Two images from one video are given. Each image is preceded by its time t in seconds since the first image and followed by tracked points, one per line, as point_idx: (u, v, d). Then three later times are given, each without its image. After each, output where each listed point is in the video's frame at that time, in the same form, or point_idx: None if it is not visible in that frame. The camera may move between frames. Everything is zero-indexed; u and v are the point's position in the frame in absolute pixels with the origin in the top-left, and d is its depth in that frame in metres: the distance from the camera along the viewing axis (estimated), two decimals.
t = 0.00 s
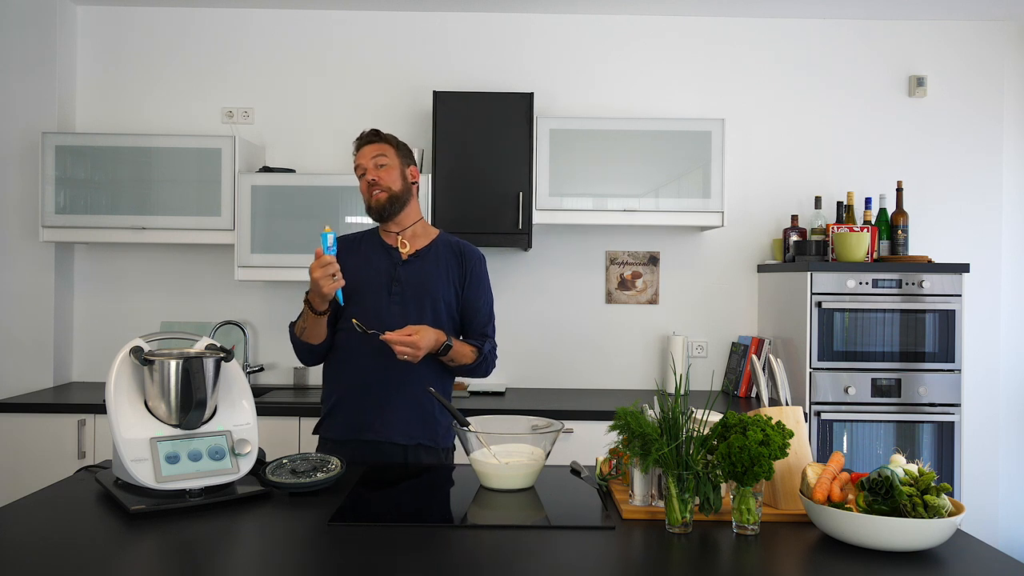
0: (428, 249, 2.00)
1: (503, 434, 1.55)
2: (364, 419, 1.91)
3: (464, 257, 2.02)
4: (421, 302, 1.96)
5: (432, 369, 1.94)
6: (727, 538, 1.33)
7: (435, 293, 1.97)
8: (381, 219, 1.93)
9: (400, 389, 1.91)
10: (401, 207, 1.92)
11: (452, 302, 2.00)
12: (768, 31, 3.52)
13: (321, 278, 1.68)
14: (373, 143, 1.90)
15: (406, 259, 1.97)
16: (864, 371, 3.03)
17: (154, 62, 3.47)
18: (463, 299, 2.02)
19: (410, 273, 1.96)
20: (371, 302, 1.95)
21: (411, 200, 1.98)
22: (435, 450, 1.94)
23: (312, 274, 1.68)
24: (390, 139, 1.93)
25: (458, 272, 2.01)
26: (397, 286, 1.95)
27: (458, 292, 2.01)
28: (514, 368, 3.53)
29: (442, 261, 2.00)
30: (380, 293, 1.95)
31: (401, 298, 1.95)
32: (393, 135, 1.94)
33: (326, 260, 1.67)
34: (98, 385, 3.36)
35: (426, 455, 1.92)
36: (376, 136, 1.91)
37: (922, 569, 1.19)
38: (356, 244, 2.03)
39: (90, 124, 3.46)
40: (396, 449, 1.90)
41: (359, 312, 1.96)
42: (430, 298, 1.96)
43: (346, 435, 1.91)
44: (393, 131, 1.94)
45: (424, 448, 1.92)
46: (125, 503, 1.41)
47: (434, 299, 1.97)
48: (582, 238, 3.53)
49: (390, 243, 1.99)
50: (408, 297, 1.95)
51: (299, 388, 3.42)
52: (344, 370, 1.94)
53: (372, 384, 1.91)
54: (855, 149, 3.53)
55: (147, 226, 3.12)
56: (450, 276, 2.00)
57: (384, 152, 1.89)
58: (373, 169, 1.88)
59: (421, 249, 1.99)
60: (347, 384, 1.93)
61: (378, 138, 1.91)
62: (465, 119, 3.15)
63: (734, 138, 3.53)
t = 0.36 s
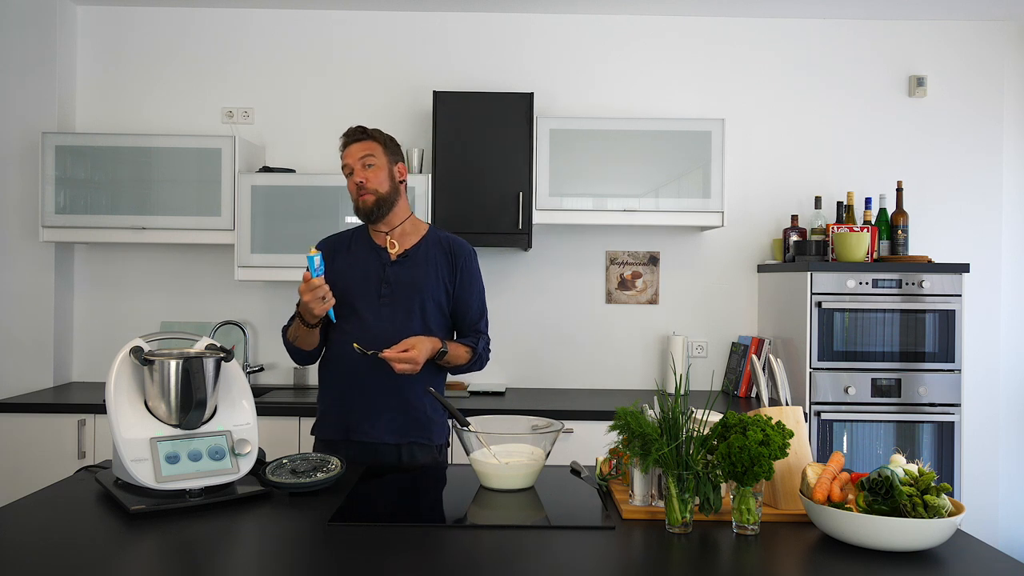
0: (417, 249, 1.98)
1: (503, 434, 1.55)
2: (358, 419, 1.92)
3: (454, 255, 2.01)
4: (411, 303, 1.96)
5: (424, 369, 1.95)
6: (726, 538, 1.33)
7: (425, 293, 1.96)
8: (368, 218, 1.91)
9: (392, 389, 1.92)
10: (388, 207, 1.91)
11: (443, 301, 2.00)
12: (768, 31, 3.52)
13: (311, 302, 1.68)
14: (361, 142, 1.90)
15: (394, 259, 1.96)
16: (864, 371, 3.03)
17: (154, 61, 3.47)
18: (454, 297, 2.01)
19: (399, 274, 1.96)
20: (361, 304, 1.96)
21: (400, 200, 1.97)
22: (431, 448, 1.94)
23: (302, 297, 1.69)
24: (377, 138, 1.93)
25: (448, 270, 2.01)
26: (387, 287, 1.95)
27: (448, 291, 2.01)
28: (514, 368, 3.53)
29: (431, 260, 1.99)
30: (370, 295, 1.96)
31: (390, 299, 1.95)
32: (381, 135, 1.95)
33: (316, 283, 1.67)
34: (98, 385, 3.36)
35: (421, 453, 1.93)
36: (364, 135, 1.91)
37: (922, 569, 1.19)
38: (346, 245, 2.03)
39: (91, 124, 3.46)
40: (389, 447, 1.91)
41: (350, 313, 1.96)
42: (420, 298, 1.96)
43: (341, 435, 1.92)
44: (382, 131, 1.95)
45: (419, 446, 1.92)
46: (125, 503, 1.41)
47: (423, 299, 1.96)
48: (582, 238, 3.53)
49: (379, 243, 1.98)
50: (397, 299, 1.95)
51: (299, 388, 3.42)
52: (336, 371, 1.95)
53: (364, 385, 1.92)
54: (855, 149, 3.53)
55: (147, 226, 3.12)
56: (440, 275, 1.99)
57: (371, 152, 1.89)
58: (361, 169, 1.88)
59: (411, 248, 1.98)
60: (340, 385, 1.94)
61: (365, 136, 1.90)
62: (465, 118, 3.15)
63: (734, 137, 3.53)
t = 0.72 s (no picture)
0: (401, 250, 1.98)
1: (503, 434, 1.55)
2: (345, 420, 1.93)
3: (436, 256, 2.02)
4: (395, 304, 1.96)
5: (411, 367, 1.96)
6: (726, 538, 1.33)
7: (409, 294, 1.97)
8: (351, 221, 1.91)
9: (379, 392, 1.93)
10: (371, 210, 1.90)
11: (426, 301, 2.00)
12: (769, 31, 3.52)
13: (305, 242, 1.66)
14: (341, 143, 1.86)
15: (378, 260, 1.96)
16: (864, 371, 3.03)
17: (154, 62, 3.47)
18: (437, 298, 2.02)
19: (383, 276, 1.96)
20: (345, 306, 1.95)
21: (383, 200, 1.95)
22: (418, 447, 1.98)
23: (294, 237, 1.66)
24: (357, 136, 1.88)
25: (431, 272, 2.01)
26: (370, 289, 1.95)
27: (432, 292, 2.01)
28: (513, 368, 3.53)
29: (414, 261, 1.99)
30: (354, 297, 1.95)
31: (375, 302, 1.95)
32: (361, 132, 1.89)
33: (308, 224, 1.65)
34: (98, 386, 3.36)
35: (409, 451, 1.96)
36: (343, 135, 1.86)
37: (922, 569, 1.19)
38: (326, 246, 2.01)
39: (91, 124, 3.46)
40: (377, 447, 1.93)
41: (334, 315, 1.96)
42: (404, 300, 1.96)
43: (329, 435, 1.94)
44: (362, 128, 1.89)
45: (406, 446, 1.95)
46: (125, 503, 1.41)
47: (408, 301, 1.97)
48: (582, 238, 3.53)
49: (362, 242, 1.98)
50: (382, 301, 1.96)
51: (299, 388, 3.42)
52: (322, 373, 1.95)
53: (352, 386, 1.93)
54: (855, 149, 3.53)
55: (147, 226, 3.12)
56: (423, 276, 2.00)
57: (351, 152, 1.85)
58: (341, 172, 1.85)
59: (394, 248, 1.98)
60: (326, 386, 1.95)
61: (345, 136, 1.86)
62: (465, 118, 3.14)
63: (735, 137, 3.53)
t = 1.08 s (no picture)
0: (389, 250, 1.98)
1: (503, 434, 1.55)
2: (336, 421, 1.94)
3: (426, 255, 2.01)
4: (385, 304, 1.96)
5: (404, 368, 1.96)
6: (726, 538, 1.33)
7: (398, 294, 1.97)
8: (338, 220, 1.90)
9: (370, 392, 1.93)
10: (358, 210, 1.90)
11: (417, 300, 2.00)
12: (769, 31, 3.52)
13: (298, 251, 1.66)
14: (329, 143, 1.85)
15: (366, 260, 1.96)
16: (864, 371, 3.03)
17: (153, 62, 3.47)
18: (427, 297, 2.02)
19: (372, 276, 1.96)
20: (335, 306, 1.95)
21: (371, 200, 1.95)
22: (411, 447, 1.98)
23: (288, 248, 1.66)
24: (345, 137, 1.87)
25: (421, 271, 2.01)
26: (359, 290, 1.95)
27: (422, 291, 2.01)
28: (513, 368, 3.53)
29: (403, 260, 1.99)
30: (343, 297, 1.95)
31: (364, 301, 1.95)
32: (349, 132, 1.89)
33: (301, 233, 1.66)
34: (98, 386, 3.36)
35: (402, 452, 1.96)
36: (330, 135, 1.86)
37: (922, 569, 1.19)
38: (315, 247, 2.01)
39: (91, 124, 3.46)
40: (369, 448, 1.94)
41: (324, 315, 1.96)
42: (394, 299, 1.96)
43: (322, 436, 1.95)
44: (349, 128, 1.89)
45: (398, 446, 1.96)
46: (125, 503, 1.41)
47: (397, 300, 1.97)
48: (582, 238, 3.53)
49: (350, 243, 1.98)
50: (371, 301, 1.95)
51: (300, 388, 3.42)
52: (314, 373, 1.95)
53: (343, 387, 1.93)
54: (855, 149, 3.53)
55: (147, 226, 3.12)
56: (412, 276, 2.00)
57: (339, 153, 1.85)
58: (329, 172, 1.85)
59: (383, 248, 1.98)
60: (317, 387, 1.95)
61: (333, 136, 1.86)
62: (465, 118, 3.14)
63: (735, 137, 3.53)
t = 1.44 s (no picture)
0: (392, 249, 1.98)
1: (503, 434, 1.55)
2: (340, 421, 1.94)
3: (429, 254, 2.01)
4: (387, 303, 1.96)
5: (405, 367, 1.96)
6: (726, 538, 1.33)
7: (401, 293, 1.97)
8: (343, 220, 1.90)
9: (373, 392, 1.93)
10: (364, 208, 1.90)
11: (419, 300, 2.00)
12: (769, 31, 3.52)
13: (289, 257, 1.64)
14: (333, 142, 1.85)
15: (369, 260, 1.96)
16: (864, 371, 3.04)
17: (153, 62, 3.47)
18: (431, 296, 2.02)
19: (374, 275, 1.96)
20: (337, 307, 1.96)
21: (375, 199, 1.95)
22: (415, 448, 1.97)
23: (279, 253, 1.65)
24: (349, 136, 1.88)
25: (424, 270, 2.01)
26: (361, 289, 1.95)
27: (425, 290, 2.01)
28: (513, 368, 3.53)
29: (406, 259, 1.99)
30: (345, 297, 1.96)
31: (366, 301, 1.96)
32: (352, 132, 1.90)
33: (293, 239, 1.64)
34: (98, 386, 3.36)
35: (406, 453, 1.95)
36: (335, 135, 1.86)
37: (922, 569, 1.19)
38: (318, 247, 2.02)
39: (91, 124, 3.46)
40: (373, 449, 1.93)
41: (326, 315, 1.96)
42: (396, 299, 1.96)
43: (326, 437, 1.94)
44: (352, 128, 1.90)
45: (403, 446, 1.95)
46: (125, 503, 1.41)
47: (399, 299, 1.97)
48: (582, 238, 3.53)
49: (353, 244, 1.98)
50: (373, 300, 1.96)
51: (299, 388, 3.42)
52: (317, 374, 1.96)
53: (346, 386, 1.93)
54: (855, 149, 3.53)
55: (147, 226, 3.12)
56: (415, 275, 2.00)
57: (345, 152, 1.85)
58: (334, 170, 1.84)
59: (385, 247, 1.98)
60: (321, 387, 1.95)
61: (338, 135, 1.86)
62: (465, 119, 3.15)
63: (735, 137, 3.53)
